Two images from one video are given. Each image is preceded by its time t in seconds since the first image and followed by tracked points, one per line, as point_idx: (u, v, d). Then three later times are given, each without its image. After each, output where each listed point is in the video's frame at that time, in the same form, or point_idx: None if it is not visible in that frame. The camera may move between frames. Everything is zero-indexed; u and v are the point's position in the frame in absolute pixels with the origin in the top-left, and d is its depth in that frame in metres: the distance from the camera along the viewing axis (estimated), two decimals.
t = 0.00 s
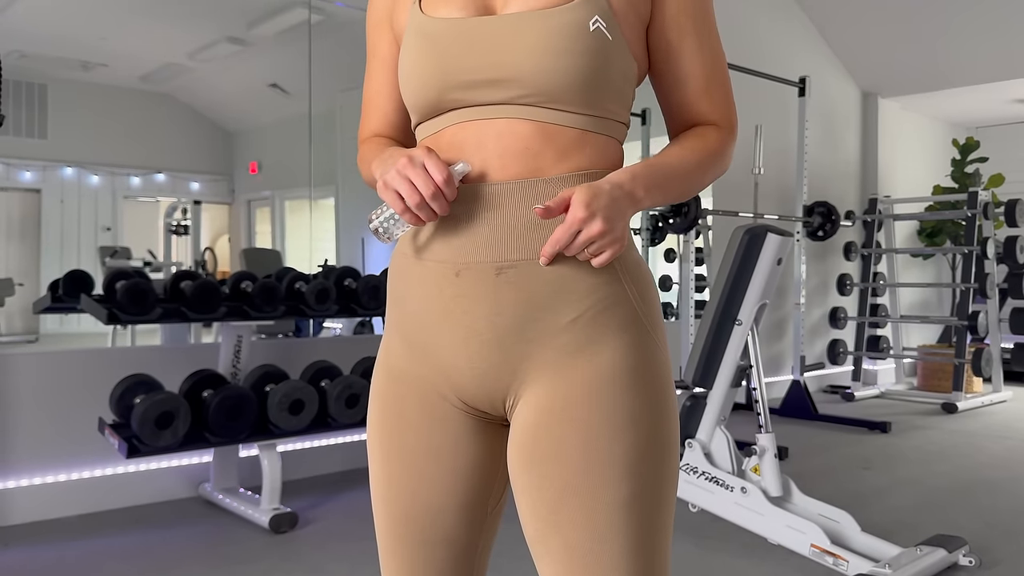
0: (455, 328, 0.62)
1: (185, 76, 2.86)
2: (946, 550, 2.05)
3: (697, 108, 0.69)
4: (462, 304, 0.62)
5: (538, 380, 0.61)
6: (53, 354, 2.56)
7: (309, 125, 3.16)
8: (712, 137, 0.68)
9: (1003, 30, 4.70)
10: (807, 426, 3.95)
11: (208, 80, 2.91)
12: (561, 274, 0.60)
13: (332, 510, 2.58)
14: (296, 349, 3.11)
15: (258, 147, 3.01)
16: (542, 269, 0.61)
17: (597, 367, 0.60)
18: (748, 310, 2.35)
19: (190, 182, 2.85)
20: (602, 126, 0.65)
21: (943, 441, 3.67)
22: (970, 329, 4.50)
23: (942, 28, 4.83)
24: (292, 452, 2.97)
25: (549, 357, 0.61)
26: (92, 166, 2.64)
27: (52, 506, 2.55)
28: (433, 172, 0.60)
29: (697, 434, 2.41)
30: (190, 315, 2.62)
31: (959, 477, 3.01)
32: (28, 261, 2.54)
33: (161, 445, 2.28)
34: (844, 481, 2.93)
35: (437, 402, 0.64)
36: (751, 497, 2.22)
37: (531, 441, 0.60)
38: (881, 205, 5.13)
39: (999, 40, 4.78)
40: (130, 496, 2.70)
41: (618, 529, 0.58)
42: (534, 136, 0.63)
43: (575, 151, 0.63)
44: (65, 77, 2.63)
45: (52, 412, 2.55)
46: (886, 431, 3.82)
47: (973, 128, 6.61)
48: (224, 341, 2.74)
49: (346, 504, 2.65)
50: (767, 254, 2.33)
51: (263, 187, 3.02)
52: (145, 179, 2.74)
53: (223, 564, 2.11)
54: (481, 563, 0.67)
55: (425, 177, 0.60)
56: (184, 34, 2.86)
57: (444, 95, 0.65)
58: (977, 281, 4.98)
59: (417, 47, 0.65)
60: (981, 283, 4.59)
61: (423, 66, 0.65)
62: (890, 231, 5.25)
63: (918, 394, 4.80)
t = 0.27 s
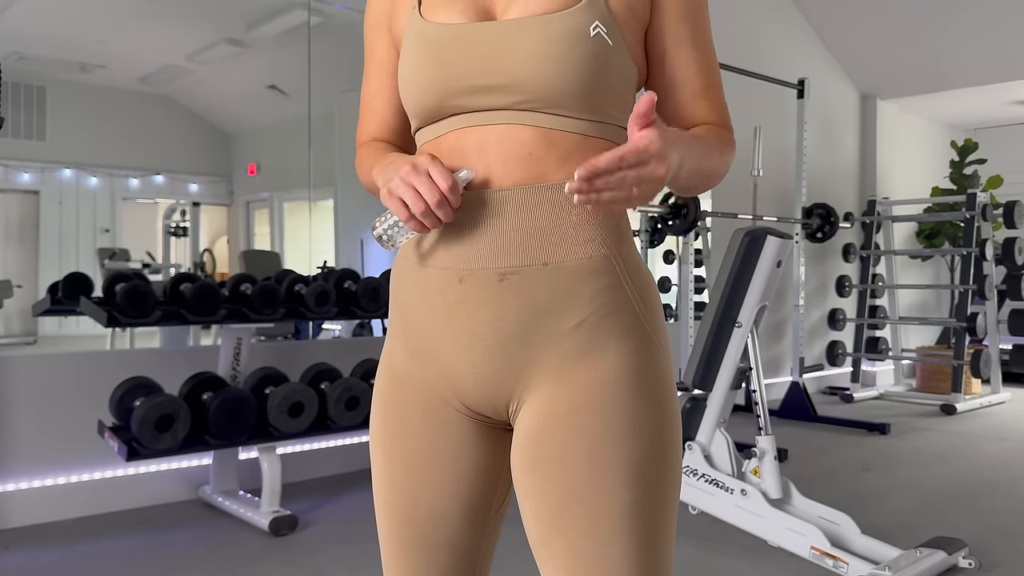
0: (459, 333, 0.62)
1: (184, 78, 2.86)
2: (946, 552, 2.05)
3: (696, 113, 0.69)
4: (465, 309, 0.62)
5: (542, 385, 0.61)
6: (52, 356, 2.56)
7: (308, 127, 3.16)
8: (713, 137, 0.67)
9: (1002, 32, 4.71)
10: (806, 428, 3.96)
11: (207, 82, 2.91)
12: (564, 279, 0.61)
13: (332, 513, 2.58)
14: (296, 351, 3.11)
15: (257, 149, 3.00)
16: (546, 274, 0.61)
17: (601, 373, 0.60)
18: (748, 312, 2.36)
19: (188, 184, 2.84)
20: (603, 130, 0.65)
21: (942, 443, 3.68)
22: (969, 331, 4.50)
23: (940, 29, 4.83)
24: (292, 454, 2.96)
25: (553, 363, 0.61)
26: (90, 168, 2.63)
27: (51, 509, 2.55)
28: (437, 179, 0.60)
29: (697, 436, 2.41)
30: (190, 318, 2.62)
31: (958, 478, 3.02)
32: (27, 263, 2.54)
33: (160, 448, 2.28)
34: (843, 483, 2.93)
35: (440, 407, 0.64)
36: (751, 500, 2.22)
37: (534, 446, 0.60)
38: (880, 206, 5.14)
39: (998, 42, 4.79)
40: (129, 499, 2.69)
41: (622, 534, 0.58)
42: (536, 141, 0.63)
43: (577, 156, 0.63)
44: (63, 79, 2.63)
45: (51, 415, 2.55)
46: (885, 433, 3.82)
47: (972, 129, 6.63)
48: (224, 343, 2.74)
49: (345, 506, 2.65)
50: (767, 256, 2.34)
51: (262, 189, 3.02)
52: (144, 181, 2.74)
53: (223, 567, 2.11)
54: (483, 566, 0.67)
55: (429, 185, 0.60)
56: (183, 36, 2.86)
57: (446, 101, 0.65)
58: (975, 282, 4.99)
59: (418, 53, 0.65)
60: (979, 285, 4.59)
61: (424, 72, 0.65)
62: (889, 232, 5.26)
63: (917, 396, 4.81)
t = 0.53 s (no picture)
0: (459, 336, 0.62)
1: (183, 78, 2.86)
2: (946, 553, 2.05)
3: (697, 115, 0.69)
4: (465, 312, 0.62)
5: (542, 389, 0.61)
6: (51, 357, 2.56)
7: (308, 128, 3.16)
8: (712, 143, 0.67)
9: (1001, 33, 4.71)
10: (806, 429, 3.96)
11: (206, 82, 2.91)
12: (564, 283, 0.60)
13: (332, 514, 2.58)
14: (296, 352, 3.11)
15: (256, 150, 3.00)
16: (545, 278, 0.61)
17: (601, 377, 0.60)
18: (748, 313, 2.36)
19: (188, 185, 2.83)
20: (604, 132, 0.65)
21: (942, 443, 3.68)
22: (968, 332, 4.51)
23: (940, 31, 4.84)
24: (291, 455, 2.96)
25: (553, 366, 0.61)
26: (88, 168, 2.62)
27: (51, 510, 2.55)
28: (438, 182, 0.60)
29: (697, 438, 2.41)
30: (190, 320, 2.63)
31: (958, 479, 3.02)
32: (25, 264, 2.53)
33: (160, 449, 2.28)
34: (843, 484, 2.93)
35: (440, 409, 0.64)
36: (751, 501, 2.22)
37: (535, 449, 0.60)
38: (879, 207, 5.14)
39: (997, 43, 4.79)
40: (129, 500, 2.69)
41: (622, 536, 0.58)
42: (536, 144, 0.63)
43: (577, 158, 0.63)
44: (62, 79, 2.63)
45: (50, 416, 2.55)
46: (885, 434, 3.82)
47: (970, 130, 6.64)
48: (224, 344, 2.73)
49: (345, 508, 2.65)
50: (767, 257, 2.34)
51: (261, 189, 3.01)
52: (143, 182, 2.73)
53: (222, 568, 2.11)
54: (485, 568, 0.67)
55: (430, 188, 0.60)
56: (182, 37, 2.86)
57: (446, 106, 0.65)
58: (974, 282, 4.99)
59: (419, 59, 0.66)
60: (978, 286, 4.59)
61: (425, 77, 0.65)
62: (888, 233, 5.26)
63: (916, 396, 4.81)
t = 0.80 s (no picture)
0: (463, 336, 0.62)
1: (183, 78, 2.86)
2: (947, 554, 2.05)
3: (700, 119, 0.69)
4: (469, 313, 0.62)
5: (544, 390, 0.61)
6: (52, 358, 2.56)
7: (308, 127, 3.17)
8: (714, 146, 0.67)
9: (1000, 34, 4.72)
10: (806, 429, 3.96)
11: (206, 82, 2.91)
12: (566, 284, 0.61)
13: (332, 514, 2.58)
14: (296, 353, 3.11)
15: (256, 150, 3.00)
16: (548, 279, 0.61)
17: (603, 377, 0.60)
18: (749, 314, 2.36)
19: (187, 185, 2.83)
20: (606, 134, 0.65)
21: (941, 444, 3.68)
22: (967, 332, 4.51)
23: (939, 31, 4.85)
24: (292, 456, 2.96)
25: (555, 367, 0.61)
26: (88, 168, 2.62)
27: (52, 511, 2.55)
28: (442, 186, 0.61)
29: (698, 438, 2.42)
30: (191, 320, 2.63)
31: (958, 479, 3.02)
32: (24, 264, 2.52)
33: (162, 450, 2.28)
34: (843, 484, 2.93)
35: (445, 410, 0.64)
36: (751, 501, 2.22)
37: (538, 450, 0.60)
38: (879, 208, 5.15)
39: (996, 43, 4.80)
40: (130, 501, 2.69)
41: (625, 537, 0.59)
42: (538, 146, 0.63)
43: (580, 159, 0.63)
44: (62, 80, 2.63)
45: (50, 416, 2.55)
46: (885, 434, 3.82)
47: (970, 130, 6.64)
48: (225, 345, 2.73)
49: (346, 508, 2.65)
50: (768, 258, 2.34)
51: (261, 189, 3.01)
52: (142, 182, 2.73)
53: (223, 569, 2.11)
54: (489, 568, 0.67)
55: (433, 192, 0.61)
56: (182, 37, 2.86)
57: (449, 109, 0.65)
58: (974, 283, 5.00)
59: (423, 63, 0.66)
60: (978, 286, 4.59)
61: (428, 80, 0.65)
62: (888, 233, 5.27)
63: (915, 397, 4.81)
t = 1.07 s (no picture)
0: (459, 338, 0.62)
1: (182, 78, 2.86)
2: (945, 554, 2.05)
3: (696, 121, 0.68)
4: (465, 315, 0.62)
5: (539, 393, 0.61)
6: (51, 359, 2.56)
7: (307, 128, 3.17)
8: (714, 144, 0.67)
9: (997, 35, 4.73)
10: (804, 429, 3.96)
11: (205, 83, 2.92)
12: (561, 285, 0.61)
13: (331, 515, 2.58)
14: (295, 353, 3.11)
15: (255, 150, 2.99)
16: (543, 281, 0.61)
17: (597, 380, 0.60)
18: (747, 315, 2.37)
19: (185, 185, 2.82)
20: (601, 136, 0.65)
21: (940, 444, 3.69)
22: (965, 333, 4.52)
23: (937, 32, 4.86)
24: (291, 456, 2.96)
25: (550, 370, 0.61)
26: (87, 169, 2.62)
27: (51, 512, 2.55)
28: (438, 196, 0.61)
29: (697, 439, 2.42)
30: (190, 321, 2.61)
31: (956, 480, 3.03)
32: (22, 264, 2.51)
33: (161, 451, 2.28)
34: (841, 485, 2.94)
35: (441, 411, 0.65)
36: (750, 502, 2.22)
37: (533, 452, 0.60)
38: (877, 209, 5.16)
39: (994, 44, 4.81)
40: (129, 502, 2.69)
41: (621, 539, 0.59)
42: (534, 149, 0.63)
43: (575, 161, 0.63)
44: (61, 80, 2.63)
45: (49, 417, 2.55)
46: (883, 434, 3.83)
47: (967, 132, 6.66)
48: (224, 346, 2.73)
49: (345, 509, 2.65)
50: (767, 259, 2.34)
51: (259, 190, 3.00)
52: (141, 183, 2.72)
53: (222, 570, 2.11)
54: (488, 567, 0.67)
55: (430, 202, 0.61)
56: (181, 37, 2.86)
57: (446, 112, 0.65)
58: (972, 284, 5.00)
59: (419, 67, 0.66)
60: (976, 287, 4.60)
61: (425, 84, 0.65)
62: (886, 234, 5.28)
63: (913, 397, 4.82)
